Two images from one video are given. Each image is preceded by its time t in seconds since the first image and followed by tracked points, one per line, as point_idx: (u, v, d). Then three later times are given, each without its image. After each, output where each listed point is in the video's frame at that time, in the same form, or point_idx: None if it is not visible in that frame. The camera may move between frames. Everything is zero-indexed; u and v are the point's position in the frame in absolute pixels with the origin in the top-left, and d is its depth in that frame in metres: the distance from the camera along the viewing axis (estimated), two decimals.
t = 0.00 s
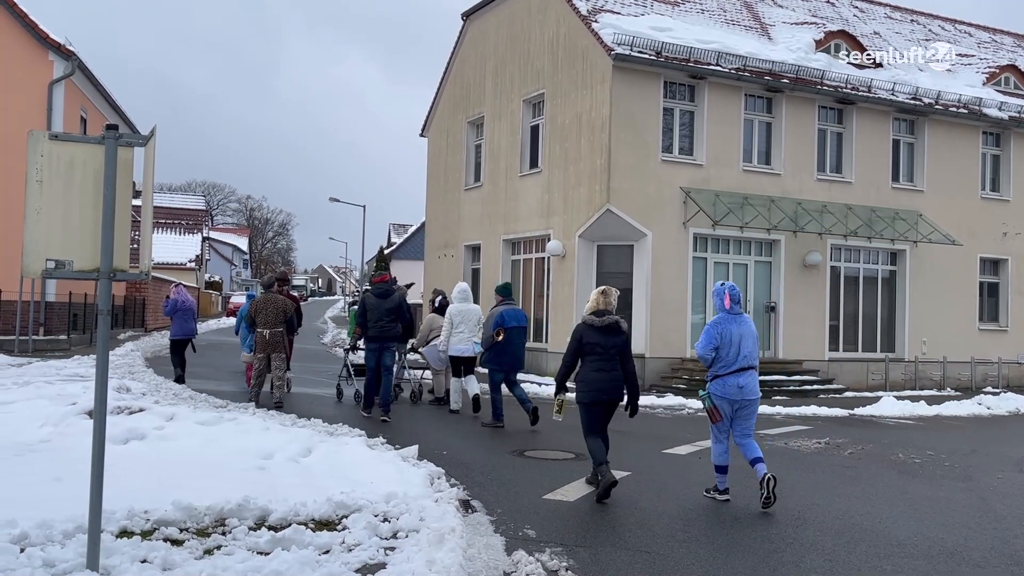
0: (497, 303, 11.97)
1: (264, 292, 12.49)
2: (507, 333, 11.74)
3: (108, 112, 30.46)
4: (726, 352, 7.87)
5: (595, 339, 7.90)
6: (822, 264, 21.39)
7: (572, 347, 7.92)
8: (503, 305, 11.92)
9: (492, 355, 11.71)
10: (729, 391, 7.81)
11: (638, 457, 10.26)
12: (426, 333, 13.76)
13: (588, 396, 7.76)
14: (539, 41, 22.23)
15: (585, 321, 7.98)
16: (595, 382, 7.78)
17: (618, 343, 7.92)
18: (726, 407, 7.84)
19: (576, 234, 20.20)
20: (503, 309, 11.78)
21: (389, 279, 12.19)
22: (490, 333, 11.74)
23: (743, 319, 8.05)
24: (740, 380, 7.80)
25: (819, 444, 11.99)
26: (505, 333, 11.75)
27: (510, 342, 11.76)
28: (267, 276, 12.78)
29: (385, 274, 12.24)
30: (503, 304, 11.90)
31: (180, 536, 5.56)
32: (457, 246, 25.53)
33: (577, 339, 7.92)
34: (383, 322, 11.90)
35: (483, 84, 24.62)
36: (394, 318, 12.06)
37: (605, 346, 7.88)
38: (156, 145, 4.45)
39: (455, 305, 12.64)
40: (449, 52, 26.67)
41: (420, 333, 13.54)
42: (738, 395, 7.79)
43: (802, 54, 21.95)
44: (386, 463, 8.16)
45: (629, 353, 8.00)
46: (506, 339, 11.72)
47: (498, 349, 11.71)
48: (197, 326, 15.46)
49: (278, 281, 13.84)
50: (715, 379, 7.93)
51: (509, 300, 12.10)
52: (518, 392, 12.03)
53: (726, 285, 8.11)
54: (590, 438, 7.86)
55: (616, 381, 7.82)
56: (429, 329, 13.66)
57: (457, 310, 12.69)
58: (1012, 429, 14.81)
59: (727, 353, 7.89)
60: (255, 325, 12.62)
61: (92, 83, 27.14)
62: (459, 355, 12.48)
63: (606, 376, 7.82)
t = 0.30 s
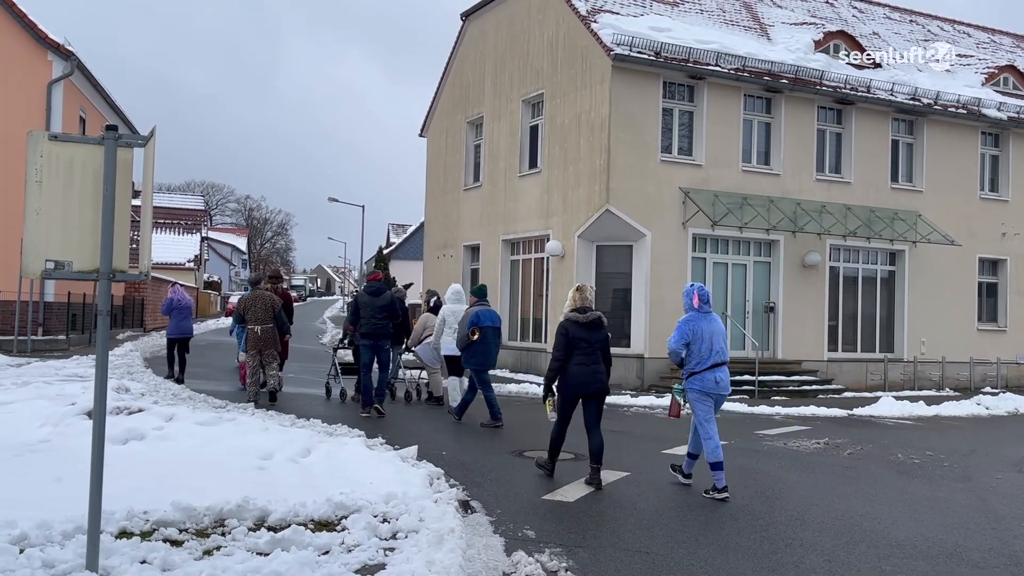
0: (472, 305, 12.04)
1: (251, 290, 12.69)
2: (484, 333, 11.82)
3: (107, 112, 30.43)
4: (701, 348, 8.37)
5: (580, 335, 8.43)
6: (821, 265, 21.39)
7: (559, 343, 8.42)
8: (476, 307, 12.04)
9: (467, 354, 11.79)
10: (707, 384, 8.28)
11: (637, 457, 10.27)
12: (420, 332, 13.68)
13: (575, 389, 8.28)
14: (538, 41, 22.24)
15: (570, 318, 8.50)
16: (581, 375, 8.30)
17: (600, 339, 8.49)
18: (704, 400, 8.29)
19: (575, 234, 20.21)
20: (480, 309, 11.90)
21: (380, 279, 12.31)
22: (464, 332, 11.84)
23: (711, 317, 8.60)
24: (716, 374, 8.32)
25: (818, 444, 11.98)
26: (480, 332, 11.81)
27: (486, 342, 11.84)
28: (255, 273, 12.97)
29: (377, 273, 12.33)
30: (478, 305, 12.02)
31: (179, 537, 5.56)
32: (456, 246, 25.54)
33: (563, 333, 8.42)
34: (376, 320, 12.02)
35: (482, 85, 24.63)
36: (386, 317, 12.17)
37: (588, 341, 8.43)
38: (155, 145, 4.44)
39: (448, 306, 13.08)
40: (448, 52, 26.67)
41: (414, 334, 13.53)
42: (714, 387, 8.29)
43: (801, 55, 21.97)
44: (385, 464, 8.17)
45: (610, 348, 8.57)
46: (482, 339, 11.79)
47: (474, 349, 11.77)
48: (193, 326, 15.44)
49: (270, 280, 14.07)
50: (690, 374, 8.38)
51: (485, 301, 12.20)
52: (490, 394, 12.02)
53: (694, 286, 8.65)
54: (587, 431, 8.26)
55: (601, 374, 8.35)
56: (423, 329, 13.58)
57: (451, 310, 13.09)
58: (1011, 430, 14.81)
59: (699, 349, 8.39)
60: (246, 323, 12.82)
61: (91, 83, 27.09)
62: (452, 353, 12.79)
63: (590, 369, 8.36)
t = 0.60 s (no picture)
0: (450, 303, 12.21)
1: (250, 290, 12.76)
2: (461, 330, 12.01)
3: (107, 113, 30.42)
4: (676, 345, 8.68)
5: (558, 334, 8.65)
6: (821, 265, 21.39)
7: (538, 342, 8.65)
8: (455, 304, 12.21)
9: (443, 350, 11.94)
10: (681, 382, 8.59)
11: (637, 458, 10.27)
12: (415, 332, 13.50)
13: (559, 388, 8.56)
14: (538, 42, 22.24)
15: (548, 318, 8.70)
16: (560, 374, 8.57)
17: (578, 338, 8.72)
18: (677, 397, 8.61)
19: (575, 235, 20.22)
20: (459, 307, 12.09)
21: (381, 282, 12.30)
22: (443, 329, 11.97)
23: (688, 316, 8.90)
24: (691, 372, 8.61)
25: (818, 444, 11.98)
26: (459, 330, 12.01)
27: (463, 339, 12.05)
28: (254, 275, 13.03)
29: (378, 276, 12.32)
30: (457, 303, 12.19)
31: (180, 538, 5.55)
32: (456, 247, 25.56)
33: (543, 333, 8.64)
34: (376, 322, 12.03)
35: (482, 85, 24.64)
36: (387, 321, 12.16)
37: (566, 340, 8.65)
38: (157, 146, 4.44)
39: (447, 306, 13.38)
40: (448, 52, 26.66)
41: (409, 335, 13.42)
42: (689, 386, 8.60)
43: (801, 55, 21.98)
44: (386, 464, 8.17)
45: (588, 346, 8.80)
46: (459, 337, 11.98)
47: (450, 345, 11.97)
48: (189, 328, 15.43)
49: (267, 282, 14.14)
50: (665, 371, 8.68)
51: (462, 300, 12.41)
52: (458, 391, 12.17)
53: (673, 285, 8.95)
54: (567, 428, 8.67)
55: (579, 373, 8.64)
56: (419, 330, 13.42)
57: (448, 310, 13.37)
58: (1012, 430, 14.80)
59: (676, 346, 8.70)
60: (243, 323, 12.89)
61: (91, 83, 27.08)
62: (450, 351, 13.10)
63: (570, 368, 8.63)
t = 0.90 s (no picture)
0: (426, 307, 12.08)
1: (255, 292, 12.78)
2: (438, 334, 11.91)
3: (111, 114, 30.47)
4: (651, 344, 8.93)
5: (541, 333, 9.13)
6: (824, 266, 21.35)
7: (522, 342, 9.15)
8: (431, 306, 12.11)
9: (422, 355, 11.83)
10: (654, 379, 8.88)
11: (640, 459, 10.26)
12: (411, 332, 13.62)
13: (538, 382, 8.94)
14: (542, 43, 22.24)
15: (531, 318, 9.23)
16: (541, 371, 8.99)
17: (561, 336, 9.16)
18: (650, 393, 8.90)
19: (578, 236, 20.20)
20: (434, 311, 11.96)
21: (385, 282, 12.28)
22: (421, 334, 11.84)
23: (664, 316, 9.14)
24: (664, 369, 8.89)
25: (823, 446, 11.95)
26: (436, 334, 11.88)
27: (443, 341, 11.97)
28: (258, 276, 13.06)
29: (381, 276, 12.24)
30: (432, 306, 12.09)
31: (184, 539, 5.55)
32: (459, 248, 25.57)
33: (526, 333, 9.15)
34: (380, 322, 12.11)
35: (485, 86, 24.65)
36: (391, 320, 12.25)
37: (548, 339, 9.12)
38: (162, 148, 4.44)
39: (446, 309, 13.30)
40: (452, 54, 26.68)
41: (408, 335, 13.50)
42: (662, 382, 8.88)
43: (805, 56, 21.96)
44: (390, 466, 8.17)
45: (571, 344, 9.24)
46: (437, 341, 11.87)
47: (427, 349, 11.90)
48: (185, 327, 15.46)
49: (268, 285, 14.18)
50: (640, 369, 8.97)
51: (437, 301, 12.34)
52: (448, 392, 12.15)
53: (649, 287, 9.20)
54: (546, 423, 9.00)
55: (561, 369, 9.04)
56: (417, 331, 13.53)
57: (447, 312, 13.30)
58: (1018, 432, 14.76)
59: (652, 345, 8.94)
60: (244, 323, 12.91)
61: (94, 85, 27.12)
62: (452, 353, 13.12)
63: (550, 365, 9.05)
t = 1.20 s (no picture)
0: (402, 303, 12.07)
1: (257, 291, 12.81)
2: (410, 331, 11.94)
3: (114, 115, 30.47)
4: (626, 339, 9.00)
5: (531, 331, 9.22)
6: (827, 267, 21.33)
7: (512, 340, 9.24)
8: (406, 303, 12.12)
9: (394, 351, 11.87)
10: (629, 374, 8.91)
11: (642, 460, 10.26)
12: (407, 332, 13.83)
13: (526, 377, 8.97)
14: (544, 43, 22.24)
15: (525, 316, 9.35)
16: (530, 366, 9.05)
17: (553, 334, 9.24)
18: (626, 388, 8.92)
19: (580, 237, 20.19)
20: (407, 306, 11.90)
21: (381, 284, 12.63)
22: (393, 330, 11.94)
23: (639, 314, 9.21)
24: (638, 364, 8.94)
25: (826, 447, 11.93)
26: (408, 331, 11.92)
27: (415, 338, 11.96)
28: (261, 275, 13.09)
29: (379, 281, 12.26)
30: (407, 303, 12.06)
31: (188, 540, 5.55)
32: (462, 249, 25.57)
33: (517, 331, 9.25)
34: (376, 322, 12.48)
35: (488, 87, 24.64)
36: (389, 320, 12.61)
37: (537, 336, 9.20)
38: (165, 147, 4.44)
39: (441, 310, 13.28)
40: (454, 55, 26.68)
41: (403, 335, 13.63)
42: (637, 377, 8.92)
43: (807, 57, 21.93)
44: (393, 467, 8.16)
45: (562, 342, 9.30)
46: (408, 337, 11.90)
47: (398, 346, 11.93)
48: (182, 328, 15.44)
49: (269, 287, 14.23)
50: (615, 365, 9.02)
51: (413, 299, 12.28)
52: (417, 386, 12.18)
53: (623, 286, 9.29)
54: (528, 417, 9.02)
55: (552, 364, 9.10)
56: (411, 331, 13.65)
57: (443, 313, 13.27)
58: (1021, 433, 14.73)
59: (626, 342, 9.01)
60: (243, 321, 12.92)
61: (97, 86, 27.14)
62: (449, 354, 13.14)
63: (539, 361, 9.12)
